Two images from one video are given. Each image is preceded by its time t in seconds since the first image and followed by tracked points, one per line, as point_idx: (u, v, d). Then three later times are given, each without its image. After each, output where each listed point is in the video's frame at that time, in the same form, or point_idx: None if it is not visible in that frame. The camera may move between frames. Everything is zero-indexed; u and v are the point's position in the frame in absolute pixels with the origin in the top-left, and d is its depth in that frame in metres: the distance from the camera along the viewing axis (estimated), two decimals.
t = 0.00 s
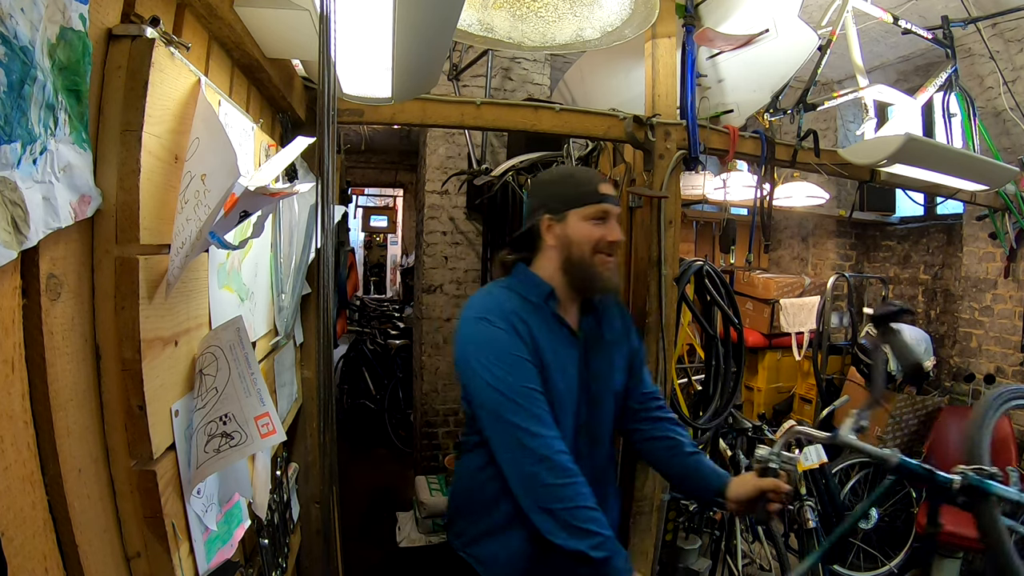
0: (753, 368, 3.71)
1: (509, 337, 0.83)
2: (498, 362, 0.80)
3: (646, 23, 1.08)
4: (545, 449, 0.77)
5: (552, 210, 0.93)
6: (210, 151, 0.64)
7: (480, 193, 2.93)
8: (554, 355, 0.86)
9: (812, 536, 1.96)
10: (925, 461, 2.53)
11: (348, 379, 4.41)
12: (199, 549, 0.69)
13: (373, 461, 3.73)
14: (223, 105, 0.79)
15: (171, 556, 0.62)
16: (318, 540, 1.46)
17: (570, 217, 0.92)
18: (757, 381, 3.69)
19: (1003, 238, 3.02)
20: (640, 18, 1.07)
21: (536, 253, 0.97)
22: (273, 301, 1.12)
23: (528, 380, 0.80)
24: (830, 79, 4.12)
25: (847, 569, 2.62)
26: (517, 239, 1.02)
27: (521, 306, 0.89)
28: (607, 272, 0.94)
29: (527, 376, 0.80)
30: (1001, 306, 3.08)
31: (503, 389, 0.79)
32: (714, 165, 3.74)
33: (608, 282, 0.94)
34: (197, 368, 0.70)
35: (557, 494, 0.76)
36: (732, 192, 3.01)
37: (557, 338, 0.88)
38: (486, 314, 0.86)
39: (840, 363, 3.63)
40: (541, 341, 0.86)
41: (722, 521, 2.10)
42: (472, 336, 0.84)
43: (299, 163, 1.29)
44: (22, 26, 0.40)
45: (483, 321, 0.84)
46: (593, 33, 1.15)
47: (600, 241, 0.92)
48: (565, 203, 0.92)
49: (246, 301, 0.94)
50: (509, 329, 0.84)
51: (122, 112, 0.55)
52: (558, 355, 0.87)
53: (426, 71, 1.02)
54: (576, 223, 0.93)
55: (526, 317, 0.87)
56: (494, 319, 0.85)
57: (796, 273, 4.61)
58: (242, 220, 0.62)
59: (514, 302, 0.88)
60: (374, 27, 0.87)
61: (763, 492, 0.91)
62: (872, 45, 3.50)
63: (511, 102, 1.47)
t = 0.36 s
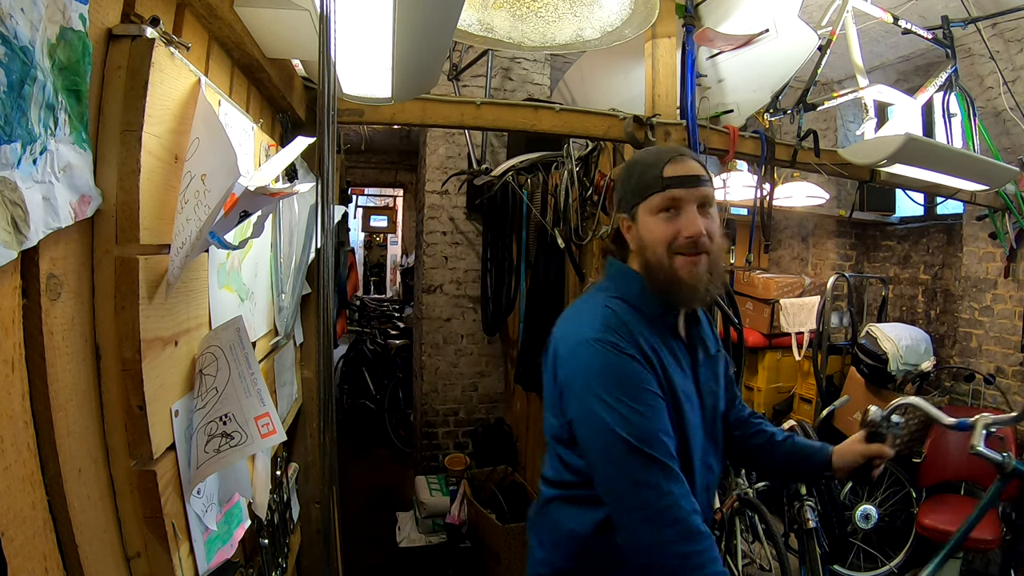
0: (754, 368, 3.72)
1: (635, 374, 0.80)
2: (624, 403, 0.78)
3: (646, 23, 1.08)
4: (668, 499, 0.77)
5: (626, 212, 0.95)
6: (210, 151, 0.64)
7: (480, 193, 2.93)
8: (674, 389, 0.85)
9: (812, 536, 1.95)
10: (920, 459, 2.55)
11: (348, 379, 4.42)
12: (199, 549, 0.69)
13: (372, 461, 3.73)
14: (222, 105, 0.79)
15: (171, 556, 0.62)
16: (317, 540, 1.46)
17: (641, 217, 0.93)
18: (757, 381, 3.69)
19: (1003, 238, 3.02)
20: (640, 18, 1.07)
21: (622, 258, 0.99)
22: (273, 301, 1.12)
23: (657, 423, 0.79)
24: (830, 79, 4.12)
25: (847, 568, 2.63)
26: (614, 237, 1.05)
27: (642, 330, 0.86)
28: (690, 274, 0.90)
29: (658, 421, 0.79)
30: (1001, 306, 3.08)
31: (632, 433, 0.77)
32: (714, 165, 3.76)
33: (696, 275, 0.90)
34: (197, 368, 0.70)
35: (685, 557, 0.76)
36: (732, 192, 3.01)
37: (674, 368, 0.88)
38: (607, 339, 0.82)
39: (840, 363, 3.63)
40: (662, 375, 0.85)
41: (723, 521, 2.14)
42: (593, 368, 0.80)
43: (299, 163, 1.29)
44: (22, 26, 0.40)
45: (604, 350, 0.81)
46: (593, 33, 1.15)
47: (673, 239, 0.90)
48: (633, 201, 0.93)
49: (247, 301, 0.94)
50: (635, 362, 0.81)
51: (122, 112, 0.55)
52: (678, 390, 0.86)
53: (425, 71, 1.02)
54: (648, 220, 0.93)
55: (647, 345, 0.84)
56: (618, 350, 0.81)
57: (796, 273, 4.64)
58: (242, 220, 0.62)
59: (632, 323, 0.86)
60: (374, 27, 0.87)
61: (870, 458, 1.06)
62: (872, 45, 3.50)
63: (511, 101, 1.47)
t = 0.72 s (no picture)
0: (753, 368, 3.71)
1: (689, 427, 0.78)
2: (675, 459, 0.77)
3: (646, 23, 1.08)
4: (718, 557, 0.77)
5: (682, 221, 0.95)
6: (211, 151, 0.64)
7: (480, 193, 2.93)
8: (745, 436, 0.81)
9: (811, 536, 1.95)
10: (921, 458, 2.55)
11: (348, 379, 4.42)
12: (199, 549, 0.69)
13: (373, 461, 3.74)
14: (222, 104, 0.79)
15: (171, 556, 0.62)
16: (317, 540, 1.46)
17: (695, 225, 0.91)
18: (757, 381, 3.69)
19: (1003, 238, 3.02)
20: (640, 18, 1.07)
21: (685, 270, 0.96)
22: (273, 301, 1.12)
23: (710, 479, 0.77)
24: (830, 79, 4.12)
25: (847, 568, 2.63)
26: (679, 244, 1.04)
27: (706, 372, 0.82)
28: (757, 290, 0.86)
29: (710, 476, 0.77)
30: (1001, 306, 3.08)
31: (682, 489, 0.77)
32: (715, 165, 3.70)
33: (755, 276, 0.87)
34: (197, 368, 0.70)
35: None
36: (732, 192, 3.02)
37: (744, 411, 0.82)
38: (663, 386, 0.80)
39: (840, 363, 3.63)
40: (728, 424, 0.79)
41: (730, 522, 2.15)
42: (651, 409, 0.79)
43: (299, 163, 1.29)
44: (22, 26, 0.40)
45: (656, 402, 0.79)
46: (593, 33, 1.15)
47: (729, 248, 0.87)
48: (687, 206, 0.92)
49: (246, 302, 0.94)
50: (690, 416, 0.78)
51: (121, 112, 0.55)
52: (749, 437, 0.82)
53: (425, 72, 1.02)
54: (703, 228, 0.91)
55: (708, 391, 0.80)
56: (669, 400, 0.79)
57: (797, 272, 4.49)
58: (242, 220, 0.62)
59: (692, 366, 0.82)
60: (375, 27, 0.87)
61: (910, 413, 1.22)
62: (872, 45, 3.50)
63: (511, 101, 1.47)
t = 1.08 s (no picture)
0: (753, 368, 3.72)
1: (768, 408, 0.92)
2: (752, 429, 0.93)
3: (645, 23, 1.08)
4: (765, 522, 0.92)
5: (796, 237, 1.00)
6: (211, 152, 0.64)
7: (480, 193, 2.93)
8: (820, 430, 0.92)
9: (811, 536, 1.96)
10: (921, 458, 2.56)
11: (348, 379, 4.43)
12: (199, 549, 0.69)
13: (373, 461, 3.74)
14: (223, 105, 0.79)
15: (171, 556, 0.62)
16: (318, 540, 1.46)
17: (808, 241, 0.96)
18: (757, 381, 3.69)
19: (1003, 238, 3.02)
20: (640, 18, 1.07)
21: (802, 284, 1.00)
22: (273, 301, 1.12)
23: (776, 459, 0.91)
24: (830, 79, 4.12)
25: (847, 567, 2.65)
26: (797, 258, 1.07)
27: (802, 365, 0.94)
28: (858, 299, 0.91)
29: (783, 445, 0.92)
30: (1000, 306, 3.08)
31: (748, 459, 0.93)
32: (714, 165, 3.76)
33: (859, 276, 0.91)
34: (197, 368, 0.70)
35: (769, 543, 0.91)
36: (732, 192, 3.02)
37: (828, 409, 0.93)
38: (757, 366, 0.95)
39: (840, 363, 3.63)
40: (803, 415, 0.92)
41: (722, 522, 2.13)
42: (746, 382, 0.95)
43: (299, 163, 1.29)
44: (22, 27, 0.40)
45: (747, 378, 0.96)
46: (593, 33, 1.15)
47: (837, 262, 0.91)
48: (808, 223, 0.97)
49: (247, 301, 0.94)
50: (772, 396, 0.92)
51: (122, 112, 0.55)
52: (826, 434, 0.93)
53: (425, 72, 1.03)
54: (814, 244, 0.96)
55: (795, 381, 0.93)
56: (755, 381, 0.94)
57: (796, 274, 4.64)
58: (242, 220, 0.62)
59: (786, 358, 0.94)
60: (375, 27, 0.87)
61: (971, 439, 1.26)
62: (872, 45, 3.50)
63: (511, 101, 1.47)
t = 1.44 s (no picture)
0: (753, 368, 3.71)
1: (866, 359, 1.13)
2: (848, 375, 1.13)
3: (645, 23, 1.08)
4: (849, 455, 1.11)
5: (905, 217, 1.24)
6: (211, 151, 0.64)
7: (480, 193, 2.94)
8: (904, 385, 1.14)
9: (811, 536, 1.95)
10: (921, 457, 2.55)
11: (348, 379, 4.44)
12: (199, 549, 0.69)
13: (373, 461, 3.74)
14: (223, 104, 0.79)
15: (172, 556, 0.62)
16: (317, 540, 1.47)
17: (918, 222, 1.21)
18: (757, 381, 3.69)
19: (1003, 238, 3.02)
20: (640, 18, 1.07)
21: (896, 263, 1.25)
22: (273, 301, 1.12)
23: (868, 402, 1.12)
24: (830, 79, 4.12)
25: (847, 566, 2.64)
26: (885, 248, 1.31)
27: (896, 329, 1.16)
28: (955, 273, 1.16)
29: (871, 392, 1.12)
30: (1001, 306, 3.08)
31: (844, 401, 1.12)
32: (714, 165, 3.79)
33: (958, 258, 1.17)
34: (197, 368, 0.70)
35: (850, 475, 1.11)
36: (732, 192, 3.02)
37: (911, 369, 1.15)
38: (860, 326, 1.16)
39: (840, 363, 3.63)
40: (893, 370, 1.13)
41: (723, 521, 2.11)
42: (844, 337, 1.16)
43: (299, 163, 1.29)
44: (22, 26, 0.40)
45: (850, 333, 1.15)
46: (593, 33, 1.15)
47: (945, 242, 1.16)
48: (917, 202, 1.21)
49: (246, 301, 0.94)
50: (868, 348, 1.13)
51: (122, 113, 0.55)
52: (906, 387, 1.15)
53: (424, 72, 1.02)
54: (924, 225, 1.20)
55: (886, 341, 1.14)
56: (856, 336, 1.15)
57: (796, 272, 4.63)
58: (242, 220, 0.62)
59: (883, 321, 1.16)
60: (374, 27, 0.87)
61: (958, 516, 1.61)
62: (872, 45, 3.50)
63: (511, 101, 1.47)
